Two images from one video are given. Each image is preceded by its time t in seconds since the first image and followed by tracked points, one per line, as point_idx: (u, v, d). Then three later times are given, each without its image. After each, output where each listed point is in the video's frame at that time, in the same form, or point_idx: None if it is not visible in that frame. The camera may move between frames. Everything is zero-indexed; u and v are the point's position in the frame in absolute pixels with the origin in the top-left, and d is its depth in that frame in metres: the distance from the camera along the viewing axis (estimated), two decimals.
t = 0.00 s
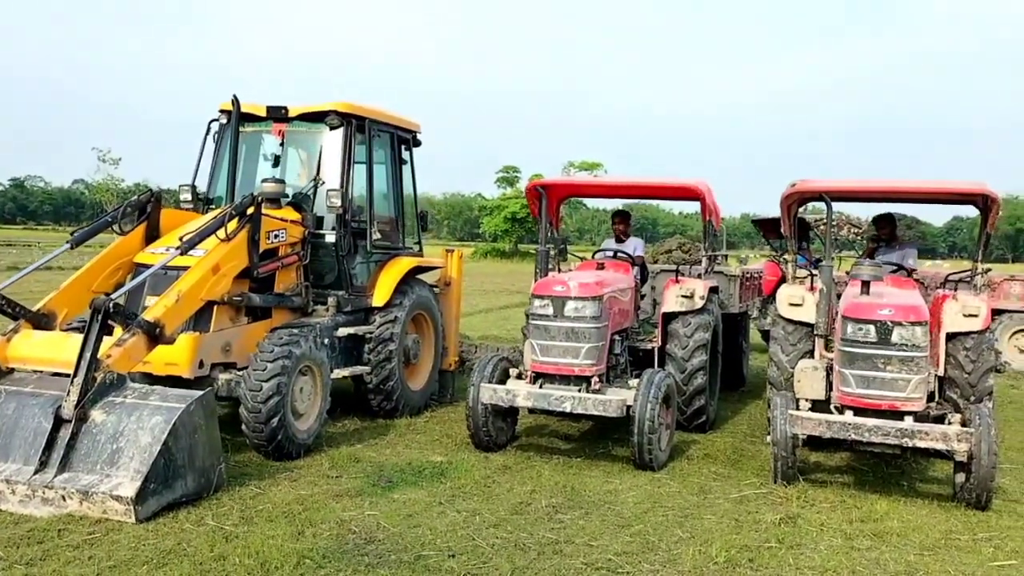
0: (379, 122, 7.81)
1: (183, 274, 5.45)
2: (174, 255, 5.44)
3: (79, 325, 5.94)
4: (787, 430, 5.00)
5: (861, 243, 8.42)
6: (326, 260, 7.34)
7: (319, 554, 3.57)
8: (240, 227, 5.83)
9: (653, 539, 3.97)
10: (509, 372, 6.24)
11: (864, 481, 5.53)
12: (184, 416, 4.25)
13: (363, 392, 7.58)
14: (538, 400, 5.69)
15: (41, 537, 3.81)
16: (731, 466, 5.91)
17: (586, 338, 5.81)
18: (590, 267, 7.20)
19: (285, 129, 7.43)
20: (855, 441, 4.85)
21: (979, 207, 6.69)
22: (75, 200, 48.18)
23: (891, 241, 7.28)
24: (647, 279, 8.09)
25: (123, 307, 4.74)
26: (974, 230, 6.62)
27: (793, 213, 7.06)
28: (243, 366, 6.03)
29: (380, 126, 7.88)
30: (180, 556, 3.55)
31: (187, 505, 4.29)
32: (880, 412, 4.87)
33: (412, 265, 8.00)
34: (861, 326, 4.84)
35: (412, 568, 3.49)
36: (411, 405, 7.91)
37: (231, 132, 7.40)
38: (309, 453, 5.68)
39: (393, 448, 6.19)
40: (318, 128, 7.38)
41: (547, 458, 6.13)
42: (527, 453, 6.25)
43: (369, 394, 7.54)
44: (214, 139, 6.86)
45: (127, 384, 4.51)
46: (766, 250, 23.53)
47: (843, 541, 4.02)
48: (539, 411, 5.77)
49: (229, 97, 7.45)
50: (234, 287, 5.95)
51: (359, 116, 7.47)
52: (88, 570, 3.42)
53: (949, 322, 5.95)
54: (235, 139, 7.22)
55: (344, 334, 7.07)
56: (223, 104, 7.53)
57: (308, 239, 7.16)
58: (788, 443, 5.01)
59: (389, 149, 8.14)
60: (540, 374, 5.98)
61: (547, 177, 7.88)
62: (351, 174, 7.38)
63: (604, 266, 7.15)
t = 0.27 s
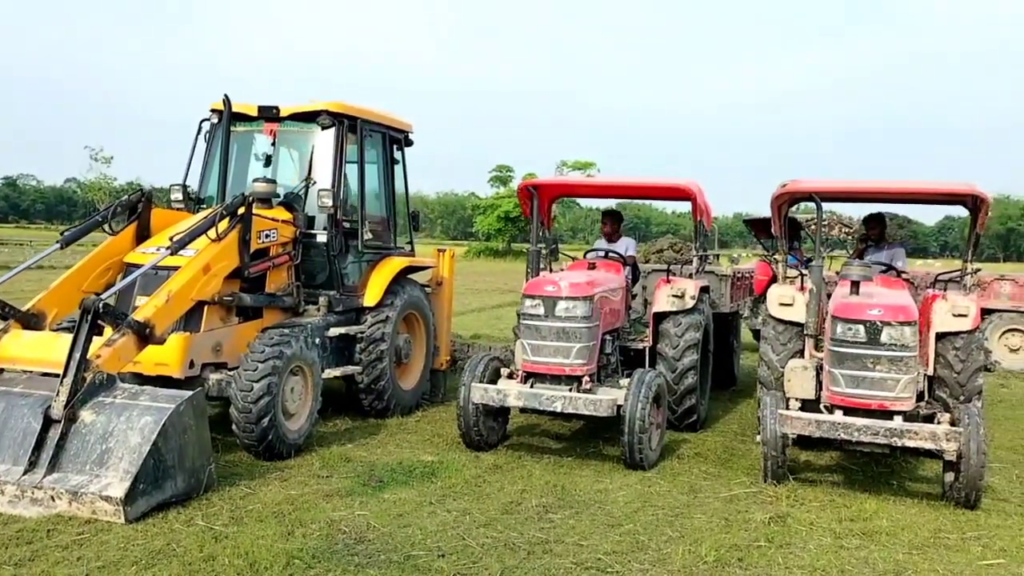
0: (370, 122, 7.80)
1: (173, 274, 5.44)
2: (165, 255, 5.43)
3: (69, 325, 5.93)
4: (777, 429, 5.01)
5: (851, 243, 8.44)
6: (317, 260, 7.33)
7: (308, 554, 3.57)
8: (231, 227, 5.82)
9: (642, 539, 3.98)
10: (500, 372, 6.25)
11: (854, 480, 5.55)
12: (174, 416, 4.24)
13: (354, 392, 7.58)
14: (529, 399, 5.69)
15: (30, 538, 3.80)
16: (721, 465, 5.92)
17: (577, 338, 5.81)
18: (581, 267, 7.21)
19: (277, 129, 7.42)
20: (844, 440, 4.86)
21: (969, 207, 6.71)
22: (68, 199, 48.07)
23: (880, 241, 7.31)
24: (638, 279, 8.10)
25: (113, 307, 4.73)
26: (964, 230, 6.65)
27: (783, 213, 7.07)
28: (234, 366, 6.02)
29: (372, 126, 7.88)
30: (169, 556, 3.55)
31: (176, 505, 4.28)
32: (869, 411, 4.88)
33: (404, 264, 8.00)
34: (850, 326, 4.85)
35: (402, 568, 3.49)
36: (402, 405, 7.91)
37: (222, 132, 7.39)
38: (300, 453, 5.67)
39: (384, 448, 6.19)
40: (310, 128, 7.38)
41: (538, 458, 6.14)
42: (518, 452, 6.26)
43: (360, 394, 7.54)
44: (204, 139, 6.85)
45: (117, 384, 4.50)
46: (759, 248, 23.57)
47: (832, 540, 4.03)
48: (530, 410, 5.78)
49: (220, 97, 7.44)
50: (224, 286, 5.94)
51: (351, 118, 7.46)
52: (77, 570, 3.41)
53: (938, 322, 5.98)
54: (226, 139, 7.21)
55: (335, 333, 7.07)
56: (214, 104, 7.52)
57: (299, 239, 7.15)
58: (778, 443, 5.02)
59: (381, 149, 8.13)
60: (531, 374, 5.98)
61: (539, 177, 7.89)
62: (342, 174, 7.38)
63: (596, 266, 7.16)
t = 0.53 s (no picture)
0: (360, 121, 7.79)
1: (162, 274, 5.43)
2: (153, 255, 5.42)
3: (56, 325, 5.91)
4: (765, 428, 5.03)
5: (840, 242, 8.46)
6: (307, 260, 7.32)
7: (296, 554, 3.57)
8: (220, 226, 5.81)
9: (631, 538, 3.99)
10: (490, 372, 6.26)
11: (842, 480, 5.57)
12: (162, 417, 4.23)
13: (344, 392, 7.58)
14: (518, 399, 5.69)
15: (17, 539, 3.79)
16: (710, 464, 5.94)
17: (567, 338, 5.82)
18: (571, 267, 7.21)
19: (266, 128, 7.41)
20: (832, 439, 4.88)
21: (957, 207, 6.73)
22: (58, 198, 47.92)
23: (868, 241, 7.33)
24: (627, 279, 8.12)
25: (100, 307, 4.72)
26: (952, 230, 6.67)
27: (772, 213, 7.09)
28: (223, 366, 6.01)
29: (361, 126, 7.87)
30: (156, 556, 3.54)
31: (164, 506, 4.27)
32: (857, 410, 4.89)
33: (393, 264, 7.99)
34: (838, 326, 4.86)
35: (390, 567, 3.49)
36: (392, 405, 7.91)
37: (211, 131, 7.37)
38: (289, 453, 5.67)
39: (373, 447, 6.19)
40: (299, 128, 7.37)
41: (527, 457, 6.15)
42: (508, 452, 6.27)
43: (350, 394, 7.54)
44: (193, 138, 6.83)
45: (105, 384, 4.49)
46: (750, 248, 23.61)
47: (819, 539, 4.04)
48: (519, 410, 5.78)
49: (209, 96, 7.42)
50: (213, 286, 5.93)
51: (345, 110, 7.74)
52: (63, 571, 3.40)
53: (925, 321, 6.01)
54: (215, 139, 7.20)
55: (325, 333, 7.06)
56: (203, 104, 7.50)
57: (288, 239, 7.15)
58: (766, 442, 5.04)
59: (371, 149, 8.12)
60: (520, 374, 5.98)
61: (530, 177, 7.90)
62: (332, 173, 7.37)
63: (585, 266, 7.17)
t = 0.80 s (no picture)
0: (348, 121, 7.77)
1: (149, 274, 5.41)
2: (140, 255, 5.39)
3: (42, 326, 5.89)
4: (752, 429, 5.04)
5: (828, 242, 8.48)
6: (295, 260, 7.31)
7: (283, 555, 3.56)
8: (207, 226, 5.79)
9: (618, 538, 3.99)
10: (478, 372, 6.26)
11: (829, 479, 5.58)
12: (148, 417, 4.21)
13: (332, 393, 7.57)
14: (506, 399, 5.68)
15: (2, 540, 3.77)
16: (698, 464, 5.95)
17: (554, 338, 5.81)
18: (559, 267, 7.22)
19: (254, 128, 7.39)
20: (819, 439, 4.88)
21: (943, 207, 6.76)
22: (47, 198, 47.75)
23: (856, 241, 7.34)
24: (615, 279, 8.12)
25: (86, 308, 4.70)
26: (938, 230, 6.69)
27: (760, 213, 7.11)
28: (211, 367, 5.99)
29: (350, 126, 7.85)
30: (142, 557, 3.53)
31: (150, 507, 4.26)
32: (844, 410, 4.88)
33: (382, 265, 7.98)
34: (825, 326, 4.86)
35: (376, 568, 3.49)
36: (381, 405, 7.90)
37: (198, 131, 7.35)
38: (276, 454, 5.66)
39: (361, 448, 6.19)
40: (287, 128, 7.35)
41: (515, 457, 6.15)
42: (496, 452, 6.26)
43: (338, 394, 7.53)
44: (181, 138, 6.81)
45: (91, 385, 4.46)
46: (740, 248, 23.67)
47: (806, 539, 4.05)
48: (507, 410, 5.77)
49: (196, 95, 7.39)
50: (201, 287, 5.91)
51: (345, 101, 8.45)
52: (48, 572, 3.39)
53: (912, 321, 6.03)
54: (203, 138, 7.17)
55: (313, 333, 7.05)
56: (191, 103, 7.47)
57: (276, 239, 7.13)
58: (754, 442, 5.04)
59: (359, 149, 8.11)
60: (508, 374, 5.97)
61: (518, 177, 7.90)
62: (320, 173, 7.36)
63: (574, 266, 7.18)
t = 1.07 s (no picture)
0: (336, 121, 7.75)
1: (134, 275, 5.38)
2: (125, 255, 5.36)
3: (27, 327, 5.85)
4: (739, 429, 5.03)
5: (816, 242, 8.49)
6: (282, 260, 7.28)
7: (268, 556, 3.55)
8: (193, 226, 5.77)
9: (605, 539, 3.99)
10: (466, 373, 6.26)
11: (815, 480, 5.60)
12: (133, 419, 4.19)
13: (319, 393, 7.55)
14: (493, 400, 5.66)
15: None
16: (686, 464, 5.96)
17: (542, 338, 5.81)
18: (547, 267, 7.21)
19: (241, 127, 7.36)
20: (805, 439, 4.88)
21: (930, 207, 6.77)
22: (35, 198, 47.56)
23: (842, 242, 7.36)
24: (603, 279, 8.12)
25: (70, 308, 4.67)
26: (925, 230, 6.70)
27: (748, 214, 7.12)
28: (197, 368, 5.97)
29: (337, 126, 7.83)
30: (126, 559, 3.51)
31: (135, 508, 4.23)
32: (831, 410, 4.87)
33: (370, 265, 7.96)
34: (812, 326, 4.86)
35: (362, 570, 3.47)
36: (368, 405, 7.89)
37: (185, 131, 7.32)
38: (263, 455, 5.64)
39: (348, 449, 6.17)
40: (274, 127, 7.33)
41: (503, 458, 6.15)
42: (483, 453, 6.26)
43: (326, 395, 7.51)
44: (168, 137, 6.78)
45: (75, 386, 4.43)
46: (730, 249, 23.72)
47: (793, 539, 4.05)
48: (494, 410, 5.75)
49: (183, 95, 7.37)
50: (186, 287, 5.89)
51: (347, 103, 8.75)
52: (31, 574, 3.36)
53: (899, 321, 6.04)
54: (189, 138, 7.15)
55: (300, 334, 7.03)
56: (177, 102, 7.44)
57: (263, 239, 7.11)
58: (741, 443, 5.05)
59: (347, 149, 8.09)
60: (496, 374, 5.97)
61: (507, 177, 7.89)
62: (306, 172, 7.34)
63: (562, 266, 7.18)
